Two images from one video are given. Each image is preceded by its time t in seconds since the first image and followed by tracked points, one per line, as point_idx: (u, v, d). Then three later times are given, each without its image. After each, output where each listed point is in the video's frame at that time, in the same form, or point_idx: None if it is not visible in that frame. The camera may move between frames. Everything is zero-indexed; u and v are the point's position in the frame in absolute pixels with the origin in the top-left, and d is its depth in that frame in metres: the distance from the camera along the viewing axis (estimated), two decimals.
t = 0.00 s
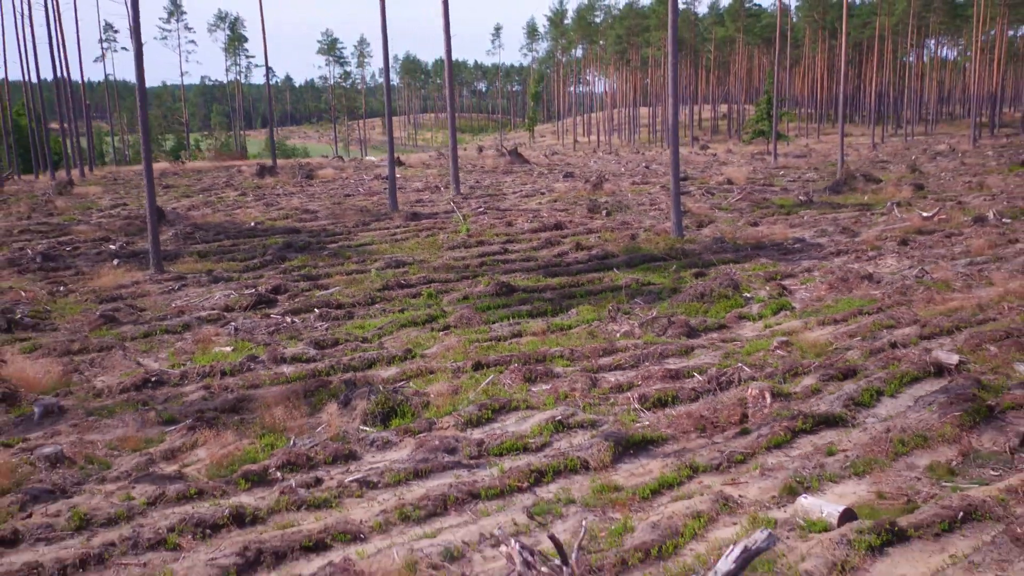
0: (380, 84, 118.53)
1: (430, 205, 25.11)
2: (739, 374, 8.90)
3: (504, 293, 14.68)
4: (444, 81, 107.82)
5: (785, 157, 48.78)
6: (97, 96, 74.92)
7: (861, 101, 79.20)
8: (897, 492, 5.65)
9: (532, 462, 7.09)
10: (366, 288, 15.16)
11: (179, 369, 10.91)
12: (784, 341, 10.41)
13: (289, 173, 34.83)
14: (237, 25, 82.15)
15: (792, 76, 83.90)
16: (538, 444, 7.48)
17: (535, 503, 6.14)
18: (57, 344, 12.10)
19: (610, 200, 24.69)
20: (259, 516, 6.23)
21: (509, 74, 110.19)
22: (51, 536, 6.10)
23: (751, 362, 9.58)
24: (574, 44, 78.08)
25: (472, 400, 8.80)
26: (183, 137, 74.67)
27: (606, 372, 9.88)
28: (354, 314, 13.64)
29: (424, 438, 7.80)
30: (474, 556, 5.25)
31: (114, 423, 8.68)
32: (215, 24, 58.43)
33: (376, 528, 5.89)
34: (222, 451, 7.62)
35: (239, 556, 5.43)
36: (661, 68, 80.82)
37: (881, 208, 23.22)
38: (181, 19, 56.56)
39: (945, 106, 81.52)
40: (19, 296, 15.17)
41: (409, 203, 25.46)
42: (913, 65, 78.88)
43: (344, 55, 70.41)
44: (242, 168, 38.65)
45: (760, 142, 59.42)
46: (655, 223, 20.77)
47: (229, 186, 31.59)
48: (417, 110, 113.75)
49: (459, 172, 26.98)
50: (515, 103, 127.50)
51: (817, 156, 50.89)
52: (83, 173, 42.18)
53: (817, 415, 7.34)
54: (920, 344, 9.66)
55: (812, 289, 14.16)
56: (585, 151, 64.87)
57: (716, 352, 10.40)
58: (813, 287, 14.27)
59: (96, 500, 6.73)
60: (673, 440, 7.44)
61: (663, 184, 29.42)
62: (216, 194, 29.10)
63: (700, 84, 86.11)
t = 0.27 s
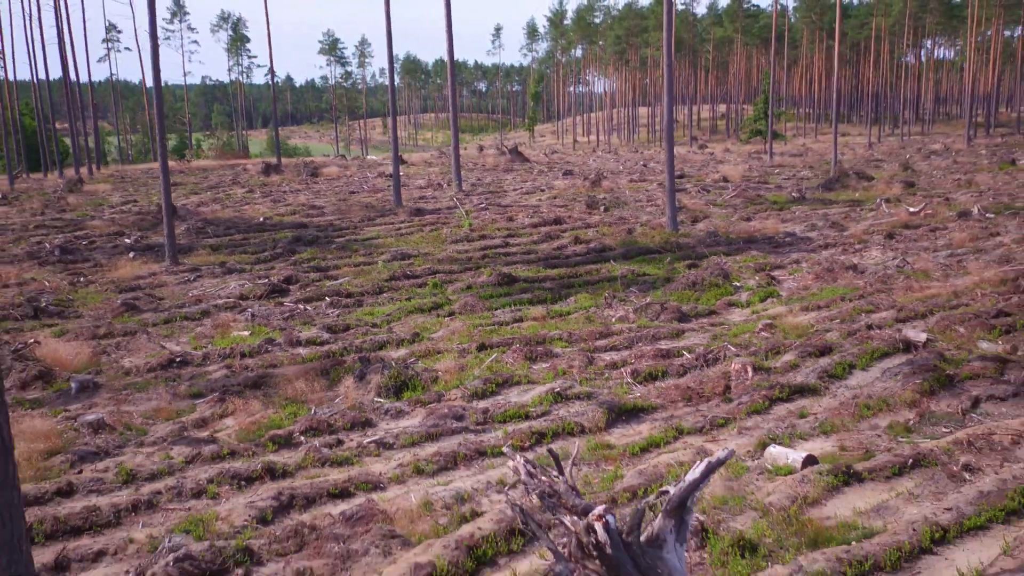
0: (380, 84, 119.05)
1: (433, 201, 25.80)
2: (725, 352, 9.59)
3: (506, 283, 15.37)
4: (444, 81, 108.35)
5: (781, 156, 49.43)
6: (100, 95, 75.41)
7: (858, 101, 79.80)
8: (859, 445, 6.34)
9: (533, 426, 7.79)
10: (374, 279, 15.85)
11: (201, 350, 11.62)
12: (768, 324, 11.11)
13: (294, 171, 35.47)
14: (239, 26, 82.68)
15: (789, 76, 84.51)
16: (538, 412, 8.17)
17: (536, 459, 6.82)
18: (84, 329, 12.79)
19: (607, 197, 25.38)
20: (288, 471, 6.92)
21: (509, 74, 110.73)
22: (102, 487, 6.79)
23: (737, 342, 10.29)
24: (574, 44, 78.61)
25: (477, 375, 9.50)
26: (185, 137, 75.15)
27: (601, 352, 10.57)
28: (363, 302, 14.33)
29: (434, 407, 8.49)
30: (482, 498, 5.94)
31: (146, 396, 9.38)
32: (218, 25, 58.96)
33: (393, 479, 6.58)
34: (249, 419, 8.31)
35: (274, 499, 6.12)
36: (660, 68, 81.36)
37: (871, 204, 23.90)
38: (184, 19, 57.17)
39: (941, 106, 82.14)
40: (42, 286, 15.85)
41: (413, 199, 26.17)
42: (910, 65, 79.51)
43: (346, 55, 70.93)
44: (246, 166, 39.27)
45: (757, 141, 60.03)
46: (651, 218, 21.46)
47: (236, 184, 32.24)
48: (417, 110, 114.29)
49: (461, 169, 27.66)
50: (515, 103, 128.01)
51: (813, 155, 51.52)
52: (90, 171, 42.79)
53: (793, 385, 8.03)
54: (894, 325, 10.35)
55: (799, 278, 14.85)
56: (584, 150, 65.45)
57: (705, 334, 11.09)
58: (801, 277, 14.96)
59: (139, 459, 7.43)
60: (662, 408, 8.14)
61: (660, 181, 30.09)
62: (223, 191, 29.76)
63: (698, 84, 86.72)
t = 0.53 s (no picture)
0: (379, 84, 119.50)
1: (435, 199, 26.40)
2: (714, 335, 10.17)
3: (507, 275, 15.94)
4: (444, 81, 108.75)
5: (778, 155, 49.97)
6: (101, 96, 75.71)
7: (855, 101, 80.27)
8: (830, 413, 6.92)
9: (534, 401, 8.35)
10: (379, 272, 16.44)
11: (217, 336, 12.20)
12: (756, 311, 11.69)
13: (297, 170, 36.00)
14: (240, 27, 83.07)
15: (787, 77, 85.00)
16: (538, 389, 8.73)
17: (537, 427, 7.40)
18: (103, 317, 13.36)
19: (605, 194, 25.96)
20: (307, 439, 7.49)
21: (508, 75, 111.20)
22: (136, 454, 7.36)
23: (726, 327, 10.87)
24: (573, 45, 79.00)
25: (480, 357, 10.08)
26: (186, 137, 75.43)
27: (598, 337, 11.15)
28: (369, 292, 14.93)
29: (440, 385, 9.06)
30: (487, 459, 6.51)
31: (170, 378, 9.96)
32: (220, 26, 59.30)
33: (405, 445, 7.15)
34: (268, 396, 8.88)
35: (296, 461, 6.70)
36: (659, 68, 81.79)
37: (862, 201, 24.49)
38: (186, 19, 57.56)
39: (938, 107, 82.68)
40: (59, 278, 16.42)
41: (415, 197, 26.71)
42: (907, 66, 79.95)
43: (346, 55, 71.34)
44: (249, 165, 39.79)
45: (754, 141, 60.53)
46: (647, 215, 22.04)
47: (241, 183, 32.76)
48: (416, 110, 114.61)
49: (462, 168, 28.23)
50: (514, 103, 128.38)
51: (810, 154, 51.99)
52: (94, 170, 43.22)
53: (776, 363, 8.60)
54: (875, 311, 10.93)
55: (788, 270, 15.43)
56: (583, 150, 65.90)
57: (695, 321, 11.69)
58: (790, 269, 15.56)
59: (168, 430, 8.01)
60: (653, 385, 8.73)
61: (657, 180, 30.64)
62: (228, 190, 30.28)
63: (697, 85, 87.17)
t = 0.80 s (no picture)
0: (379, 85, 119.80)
1: (436, 196, 26.88)
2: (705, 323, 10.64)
3: (507, 269, 16.42)
4: (444, 81, 109.07)
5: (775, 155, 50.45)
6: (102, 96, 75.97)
7: (853, 101, 80.73)
8: (811, 390, 7.40)
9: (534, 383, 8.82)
10: (383, 266, 16.92)
11: (229, 326, 12.67)
12: (747, 302, 12.17)
13: (300, 168, 36.43)
14: (241, 27, 83.37)
15: (785, 77, 85.45)
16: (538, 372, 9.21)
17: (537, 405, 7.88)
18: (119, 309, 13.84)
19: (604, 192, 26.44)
20: (320, 417, 7.96)
21: (507, 75, 111.55)
22: (161, 430, 7.84)
23: (718, 316, 11.36)
24: (572, 45, 79.33)
25: (483, 344, 10.55)
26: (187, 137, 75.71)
27: (595, 326, 11.63)
28: (374, 286, 15.40)
29: (444, 369, 9.54)
30: (491, 432, 6.99)
31: (187, 363, 10.44)
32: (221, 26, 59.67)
33: (413, 422, 7.62)
34: (282, 379, 9.36)
35: (313, 435, 7.17)
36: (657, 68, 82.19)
37: (855, 199, 24.98)
38: (188, 20, 57.84)
39: (935, 106, 83.14)
40: (72, 272, 16.89)
41: (417, 195, 27.19)
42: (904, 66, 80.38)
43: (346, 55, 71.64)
44: (252, 164, 40.23)
45: (752, 141, 60.94)
46: (644, 212, 22.51)
47: (244, 181, 33.19)
48: (416, 110, 114.88)
49: (463, 166, 28.68)
50: (514, 103, 128.70)
51: (807, 153, 52.44)
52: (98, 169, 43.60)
53: (763, 347, 9.08)
54: (860, 300, 11.40)
55: (781, 264, 15.90)
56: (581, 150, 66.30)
57: (689, 311, 12.17)
58: (782, 263, 16.05)
59: (189, 409, 8.49)
60: (647, 369, 9.21)
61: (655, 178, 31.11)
62: (232, 188, 30.74)
63: (695, 84, 87.57)
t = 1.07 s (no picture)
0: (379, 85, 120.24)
1: (439, 194, 27.46)
2: (699, 311, 11.21)
3: (509, 263, 17.00)
4: (443, 82, 109.56)
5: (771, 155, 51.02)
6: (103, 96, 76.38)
7: (850, 100, 81.31)
8: (795, 368, 7.97)
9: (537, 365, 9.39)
10: (389, 260, 17.49)
11: (244, 316, 13.24)
12: (739, 293, 12.74)
13: (304, 167, 36.98)
14: (241, 28, 83.80)
15: (783, 78, 86.02)
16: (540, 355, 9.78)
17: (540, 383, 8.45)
18: (137, 300, 14.39)
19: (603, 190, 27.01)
20: (338, 395, 8.54)
21: (506, 75, 111.99)
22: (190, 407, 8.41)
23: (711, 305, 11.93)
24: (571, 46, 79.81)
25: (488, 331, 11.12)
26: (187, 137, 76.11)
27: (594, 314, 12.21)
28: (381, 279, 15.96)
29: (452, 353, 10.10)
30: (498, 406, 7.56)
31: (208, 348, 11.02)
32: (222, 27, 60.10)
33: (425, 398, 8.19)
34: (300, 362, 9.92)
35: (333, 410, 7.73)
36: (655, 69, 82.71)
37: (848, 197, 25.56)
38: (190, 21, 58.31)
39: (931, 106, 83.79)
40: (89, 266, 17.44)
41: (419, 193, 27.79)
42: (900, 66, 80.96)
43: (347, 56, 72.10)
44: (255, 163, 40.77)
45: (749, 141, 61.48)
46: (642, 209, 23.09)
47: (249, 180, 33.74)
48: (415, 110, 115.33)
49: (465, 165, 29.25)
50: (513, 103, 129.19)
51: (804, 153, 53.01)
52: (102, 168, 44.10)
53: (753, 332, 9.65)
54: (846, 290, 11.97)
55: (773, 258, 16.48)
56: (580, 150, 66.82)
57: (684, 301, 12.75)
58: (774, 257, 16.65)
59: (215, 389, 9.06)
60: (643, 353, 9.78)
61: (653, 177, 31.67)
62: (238, 186, 31.28)
63: (693, 85, 88.12)
